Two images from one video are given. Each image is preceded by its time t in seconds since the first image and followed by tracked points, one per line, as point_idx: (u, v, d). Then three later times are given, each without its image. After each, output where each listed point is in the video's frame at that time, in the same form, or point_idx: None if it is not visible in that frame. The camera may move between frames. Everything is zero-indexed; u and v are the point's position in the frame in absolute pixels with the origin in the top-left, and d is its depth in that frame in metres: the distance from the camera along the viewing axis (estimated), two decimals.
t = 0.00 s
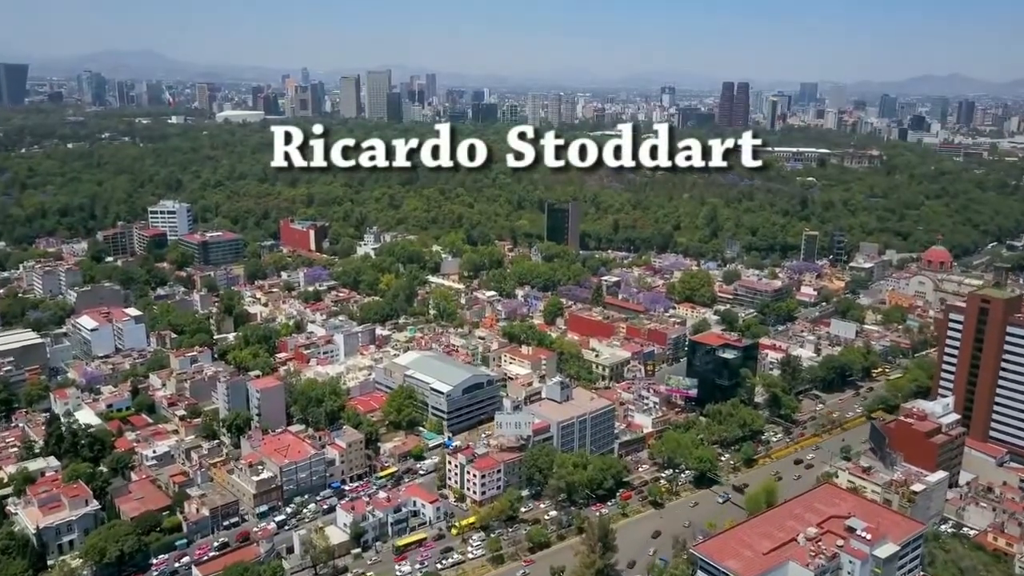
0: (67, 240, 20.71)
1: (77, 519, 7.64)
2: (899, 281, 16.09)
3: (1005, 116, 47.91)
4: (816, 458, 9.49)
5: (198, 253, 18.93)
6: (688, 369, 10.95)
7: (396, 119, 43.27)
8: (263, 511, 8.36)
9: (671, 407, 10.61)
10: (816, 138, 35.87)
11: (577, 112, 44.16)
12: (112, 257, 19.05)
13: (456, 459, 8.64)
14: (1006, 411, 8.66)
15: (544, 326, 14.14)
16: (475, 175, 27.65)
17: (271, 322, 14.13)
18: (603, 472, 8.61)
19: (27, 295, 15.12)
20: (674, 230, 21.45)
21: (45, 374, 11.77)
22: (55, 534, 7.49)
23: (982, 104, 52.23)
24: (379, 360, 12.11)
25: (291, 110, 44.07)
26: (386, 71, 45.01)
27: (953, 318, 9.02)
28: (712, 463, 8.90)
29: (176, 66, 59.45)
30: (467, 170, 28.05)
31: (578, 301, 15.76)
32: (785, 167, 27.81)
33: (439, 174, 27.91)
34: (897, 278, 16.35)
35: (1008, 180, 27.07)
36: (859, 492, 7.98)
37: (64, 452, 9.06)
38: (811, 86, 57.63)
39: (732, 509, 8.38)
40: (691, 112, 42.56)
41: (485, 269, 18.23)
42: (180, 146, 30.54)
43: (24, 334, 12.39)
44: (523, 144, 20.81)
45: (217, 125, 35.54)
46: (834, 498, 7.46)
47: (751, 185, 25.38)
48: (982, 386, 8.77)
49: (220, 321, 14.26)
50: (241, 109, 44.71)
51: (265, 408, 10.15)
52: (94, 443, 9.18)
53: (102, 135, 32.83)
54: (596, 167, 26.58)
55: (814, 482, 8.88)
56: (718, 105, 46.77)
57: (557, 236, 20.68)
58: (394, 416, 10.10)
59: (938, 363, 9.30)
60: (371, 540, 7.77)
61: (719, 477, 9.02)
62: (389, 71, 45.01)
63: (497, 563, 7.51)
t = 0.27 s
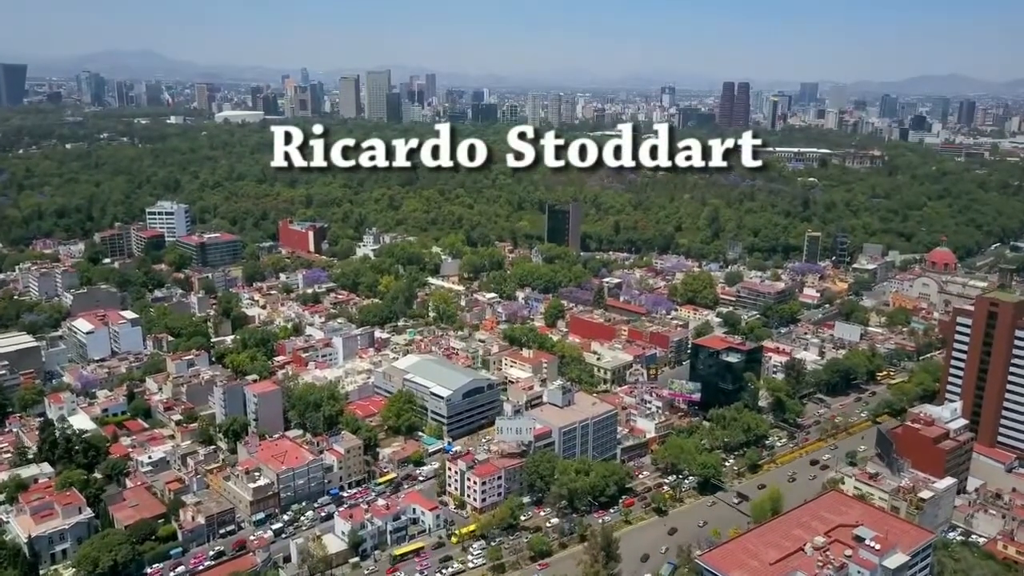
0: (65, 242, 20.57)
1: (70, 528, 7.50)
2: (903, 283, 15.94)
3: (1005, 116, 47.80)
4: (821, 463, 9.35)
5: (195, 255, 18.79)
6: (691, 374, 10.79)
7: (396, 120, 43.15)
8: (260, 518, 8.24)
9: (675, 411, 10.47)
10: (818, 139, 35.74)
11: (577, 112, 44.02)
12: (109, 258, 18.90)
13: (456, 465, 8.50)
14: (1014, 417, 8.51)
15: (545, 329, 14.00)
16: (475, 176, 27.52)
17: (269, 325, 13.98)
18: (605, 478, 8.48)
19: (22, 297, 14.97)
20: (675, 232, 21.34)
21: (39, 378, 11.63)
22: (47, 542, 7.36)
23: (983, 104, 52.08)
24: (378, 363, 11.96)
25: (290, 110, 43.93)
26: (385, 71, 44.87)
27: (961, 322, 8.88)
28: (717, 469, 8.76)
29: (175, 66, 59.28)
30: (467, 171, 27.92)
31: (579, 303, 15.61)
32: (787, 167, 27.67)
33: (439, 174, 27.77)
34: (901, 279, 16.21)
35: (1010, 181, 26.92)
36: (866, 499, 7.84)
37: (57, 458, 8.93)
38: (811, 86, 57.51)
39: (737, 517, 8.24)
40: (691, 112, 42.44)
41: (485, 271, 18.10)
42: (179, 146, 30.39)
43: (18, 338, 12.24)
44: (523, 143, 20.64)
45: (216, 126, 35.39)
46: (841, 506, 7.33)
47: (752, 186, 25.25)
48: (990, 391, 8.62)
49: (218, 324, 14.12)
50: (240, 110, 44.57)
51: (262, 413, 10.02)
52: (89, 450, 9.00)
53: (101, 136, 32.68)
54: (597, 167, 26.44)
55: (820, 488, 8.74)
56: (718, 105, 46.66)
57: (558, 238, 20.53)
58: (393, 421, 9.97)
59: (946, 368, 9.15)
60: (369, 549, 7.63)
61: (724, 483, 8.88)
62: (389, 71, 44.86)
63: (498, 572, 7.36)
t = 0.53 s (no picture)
0: (62, 243, 20.44)
1: (63, 536, 7.37)
2: (907, 284, 15.78)
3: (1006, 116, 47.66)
4: (827, 468, 9.21)
5: (193, 256, 18.66)
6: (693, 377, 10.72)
7: (396, 120, 43.02)
8: (256, 526, 8.10)
9: (678, 416, 10.33)
10: (818, 139, 35.61)
11: (576, 112, 43.89)
12: (106, 260, 18.77)
13: (456, 471, 8.37)
14: None
15: (545, 331, 13.86)
16: (475, 176, 27.37)
17: (267, 328, 13.84)
18: (607, 485, 8.34)
19: (18, 300, 14.84)
20: (677, 233, 21.22)
21: (34, 382, 11.50)
22: (39, 552, 7.23)
23: (984, 103, 51.93)
24: (377, 367, 11.81)
25: (290, 111, 43.81)
26: (385, 71, 44.74)
27: (969, 326, 8.71)
28: (721, 475, 8.62)
29: (175, 66, 59.14)
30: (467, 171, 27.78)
31: (579, 305, 15.46)
32: (788, 168, 27.54)
33: (439, 175, 27.63)
34: (904, 281, 16.06)
35: (1013, 181, 26.76)
36: (873, 507, 7.71)
37: (51, 465, 8.81)
38: (812, 86, 57.37)
39: (741, 524, 8.10)
40: (692, 112, 42.31)
41: (485, 273, 17.96)
42: (178, 147, 30.24)
43: (13, 341, 12.11)
44: (522, 143, 20.47)
45: (215, 126, 35.24)
46: (848, 514, 7.18)
47: (753, 186, 25.11)
48: (999, 396, 8.46)
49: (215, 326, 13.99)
50: (240, 110, 44.48)
51: (259, 418, 9.89)
52: (82, 456, 8.89)
53: (100, 136, 32.54)
54: (597, 168, 26.31)
55: (826, 495, 8.59)
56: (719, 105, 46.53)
57: (558, 239, 20.39)
58: (393, 426, 9.84)
59: (953, 372, 8.99)
60: (367, 558, 7.49)
61: (728, 489, 8.73)
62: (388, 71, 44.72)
63: None
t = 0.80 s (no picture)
0: (57, 245, 20.28)
1: (52, 547, 7.22)
2: (908, 285, 15.66)
3: (1004, 116, 47.59)
4: (830, 474, 9.08)
5: (189, 258, 18.50)
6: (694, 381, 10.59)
7: (393, 121, 42.87)
8: (251, 535, 7.97)
9: (679, 420, 10.21)
10: (817, 139, 35.51)
11: (574, 112, 43.76)
12: (101, 262, 18.61)
13: (454, 478, 8.23)
14: None
15: (544, 334, 13.73)
16: (473, 177, 27.23)
17: (263, 331, 13.69)
18: (608, 491, 8.21)
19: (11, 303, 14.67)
20: (676, 234, 21.11)
21: (26, 387, 11.35)
22: (28, 562, 7.08)
23: (982, 103, 51.86)
24: (374, 371, 11.66)
25: (287, 111, 43.67)
26: (382, 72, 44.57)
27: (974, 329, 8.60)
28: (723, 481, 8.50)
29: (172, 67, 58.93)
30: (465, 172, 27.63)
31: (578, 307, 15.32)
32: (787, 168, 27.43)
33: (437, 176, 27.46)
34: (906, 282, 15.94)
35: (1012, 181, 26.65)
36: (878, 514, 7.58)
37: (42, 472, 8.67)
38: (809, 86, 57.30)
39: (744, 531, 7.97)
40: (690, 112, 42.21)
41: (483, 274, 17.83)
42: (174, 147, 30.06)
43: (5, 345, 11.96)
44: (523, 144, 20.28)
45: (212, 126, 35.06)
46: (854, 521, 7.04)
47: (752, 186, 25.00)
48: (1004, 400, 8.34)
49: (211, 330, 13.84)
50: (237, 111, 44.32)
51: (254, 423, 9.75)
52: (74, 462, 8.77)
53: (96, 137, 32.35)
54: (596, 168, 26.17)
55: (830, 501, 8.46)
56: (717, 105, 46.43)
57: (557, 240, 20.25)
58: (390, 431, 9.69)
59: (957, 376, 8.87)
60: (363, 567, 7.34)
61: (730, 495, 8.60)
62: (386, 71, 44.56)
63: None
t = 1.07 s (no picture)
0: (42, 248, 20.01)
1: (34, 559, 7.03)
2: (901, 286, 15.60)
3: (993, 115, 47.77)
4: (827, 478, 8.98)
5: (177, 261, 18.29)
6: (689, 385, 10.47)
7: (384, 121, 42.67)
8: (238, 545, 7.80)
9: (673, 424, 10.09)
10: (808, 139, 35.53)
11: (566, 112, 43.67)
12: (87, 266, 18.36)
13: (446, 485, 8.08)
14: None
15: (537, 337, 13.60)
16: (464, 177, 27.09)
17: (251, 335, 13.50)
18: (602, 498, 8.08)
19: None
20: (668, 235, 21.03)
21: (9, 394, 11.14)
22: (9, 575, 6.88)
23: (971, 102, 52.06)
24: (364, 376, 11.50)
25: (277, 112, 43.45)
26: (373, 72, 44.37)
27: (971, 331, 8.51)
28: (718, 487, 8.39)
29: (162, 68, 58.55)
30: (456, 173, 27.48)
31: (571, 309, 15.20)
32: (779, 168, 27.40)
33: (429, 176, 27.29)
34: (899, 282, 15.88)
35: (1003, 180, 26.68)
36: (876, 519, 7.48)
37: (24, 482, 8.49)
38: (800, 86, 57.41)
39: (740, 537, 7.86)
40: (681, 112, 42.20)
41: (474, 276, 17.69)
42: (163, 149, 29.77)
43: None
44: (524, 144, 20.13)
45: (201, 127, 34.79)
46: (852, 527, 6.91)
47: (744, 187, 24.95)
48: (1002, 403, 8.25)
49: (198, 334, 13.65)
50: (227, 112, 44.03)
51: (242, 430, 9.58)
52: (57, 471, 8.58)
53: (84, 138, 32.02)
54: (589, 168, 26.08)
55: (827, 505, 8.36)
56: (708, 105, 46.43)
57: (549, 241, 20.14)
58: (380, 437, 9.54)
59: (954, 378, 8.78)
60: None
61: (726, 500, 8.49)
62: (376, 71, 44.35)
63: None
